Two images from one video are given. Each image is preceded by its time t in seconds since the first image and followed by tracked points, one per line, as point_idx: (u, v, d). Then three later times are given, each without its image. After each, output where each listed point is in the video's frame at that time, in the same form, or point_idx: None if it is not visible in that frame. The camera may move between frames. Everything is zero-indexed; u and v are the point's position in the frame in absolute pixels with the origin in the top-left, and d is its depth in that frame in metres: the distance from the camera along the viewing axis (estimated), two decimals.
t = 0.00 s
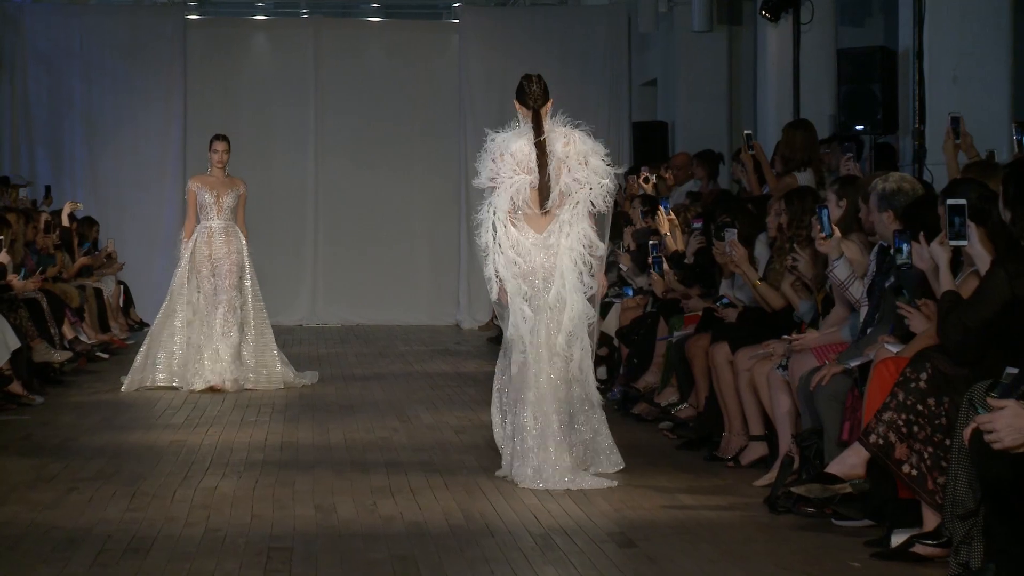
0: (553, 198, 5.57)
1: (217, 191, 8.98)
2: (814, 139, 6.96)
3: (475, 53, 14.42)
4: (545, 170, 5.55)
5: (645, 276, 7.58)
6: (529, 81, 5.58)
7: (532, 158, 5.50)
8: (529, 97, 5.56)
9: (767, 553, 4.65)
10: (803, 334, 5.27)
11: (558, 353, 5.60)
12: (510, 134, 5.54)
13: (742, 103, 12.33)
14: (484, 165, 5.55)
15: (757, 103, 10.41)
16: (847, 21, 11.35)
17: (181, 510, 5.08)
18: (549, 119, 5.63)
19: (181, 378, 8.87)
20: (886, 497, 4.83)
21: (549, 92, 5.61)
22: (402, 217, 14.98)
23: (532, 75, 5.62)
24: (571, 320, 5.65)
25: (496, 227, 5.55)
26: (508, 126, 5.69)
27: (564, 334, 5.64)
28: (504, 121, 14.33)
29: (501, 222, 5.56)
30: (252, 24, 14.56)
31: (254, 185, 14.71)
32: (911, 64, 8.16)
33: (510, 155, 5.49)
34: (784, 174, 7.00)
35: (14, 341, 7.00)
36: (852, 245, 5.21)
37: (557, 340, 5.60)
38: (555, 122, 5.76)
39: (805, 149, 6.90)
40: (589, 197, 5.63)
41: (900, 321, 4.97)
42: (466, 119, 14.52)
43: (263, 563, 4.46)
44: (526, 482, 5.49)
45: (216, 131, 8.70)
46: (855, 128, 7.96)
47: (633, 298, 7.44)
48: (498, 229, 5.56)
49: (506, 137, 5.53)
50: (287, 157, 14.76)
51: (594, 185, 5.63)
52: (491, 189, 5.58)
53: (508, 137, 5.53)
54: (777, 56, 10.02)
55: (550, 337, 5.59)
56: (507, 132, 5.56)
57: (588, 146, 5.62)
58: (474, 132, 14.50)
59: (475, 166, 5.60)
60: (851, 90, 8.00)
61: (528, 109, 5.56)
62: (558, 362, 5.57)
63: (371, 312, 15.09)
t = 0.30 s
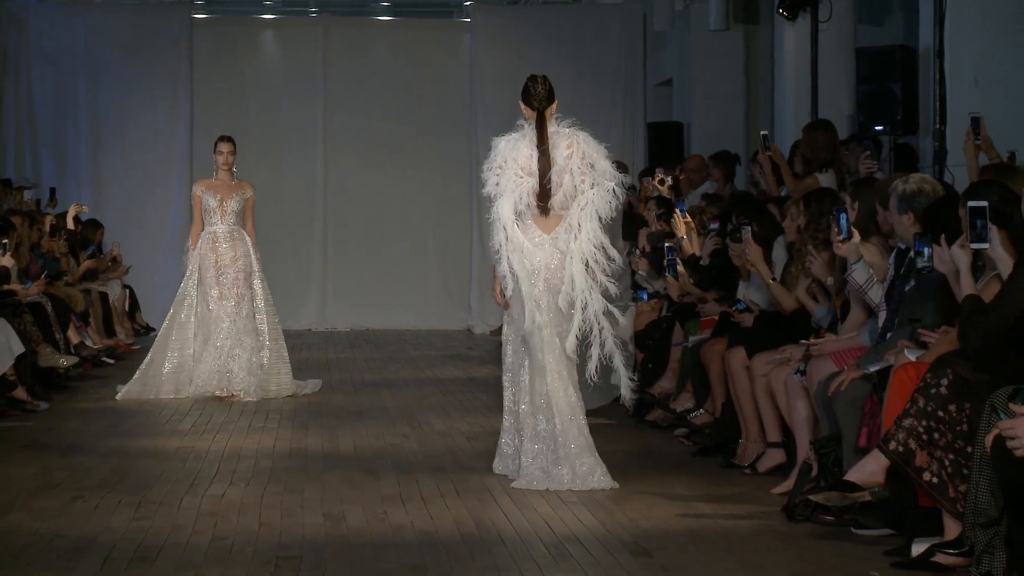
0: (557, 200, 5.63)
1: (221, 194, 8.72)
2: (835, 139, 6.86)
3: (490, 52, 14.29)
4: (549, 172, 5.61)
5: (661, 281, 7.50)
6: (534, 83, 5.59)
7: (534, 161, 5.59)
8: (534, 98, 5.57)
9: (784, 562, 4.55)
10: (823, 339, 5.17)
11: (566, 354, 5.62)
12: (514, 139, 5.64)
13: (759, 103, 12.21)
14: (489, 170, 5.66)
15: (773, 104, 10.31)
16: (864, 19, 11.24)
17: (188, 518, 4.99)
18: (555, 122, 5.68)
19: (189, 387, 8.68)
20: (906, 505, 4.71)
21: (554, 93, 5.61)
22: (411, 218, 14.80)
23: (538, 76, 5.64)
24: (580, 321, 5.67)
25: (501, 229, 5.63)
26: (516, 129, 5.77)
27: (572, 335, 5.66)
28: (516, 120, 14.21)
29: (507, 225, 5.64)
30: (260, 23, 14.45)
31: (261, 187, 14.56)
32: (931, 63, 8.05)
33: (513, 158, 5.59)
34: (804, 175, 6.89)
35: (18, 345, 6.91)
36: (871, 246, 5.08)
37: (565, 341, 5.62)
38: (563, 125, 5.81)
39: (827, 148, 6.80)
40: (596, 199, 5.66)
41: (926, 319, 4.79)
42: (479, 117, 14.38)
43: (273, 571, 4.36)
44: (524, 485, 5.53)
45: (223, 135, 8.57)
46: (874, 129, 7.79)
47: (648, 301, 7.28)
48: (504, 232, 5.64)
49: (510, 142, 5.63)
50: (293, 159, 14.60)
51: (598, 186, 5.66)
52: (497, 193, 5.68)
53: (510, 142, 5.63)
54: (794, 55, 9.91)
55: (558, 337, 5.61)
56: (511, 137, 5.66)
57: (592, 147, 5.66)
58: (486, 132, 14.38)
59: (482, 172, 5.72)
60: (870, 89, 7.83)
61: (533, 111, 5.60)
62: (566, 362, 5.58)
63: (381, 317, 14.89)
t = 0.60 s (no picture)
0: (558, 208, 5.66)
1: (227, 196, 8.57)
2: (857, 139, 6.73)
3: (501, 47, 14.20)
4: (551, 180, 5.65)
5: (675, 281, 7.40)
6: (544, 92, 5.73)
7: (537, 168, 5.65)
8: (543, 107, 5.70)
9: (802, 569, 4.44)
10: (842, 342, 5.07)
11: (560, 363, 5.63)
12: (518, 145, 5.69)
13: (775, 101, 12.06)
14: (492, 175, 5.71)
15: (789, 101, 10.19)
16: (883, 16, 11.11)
17: (193, 524, 4.89)
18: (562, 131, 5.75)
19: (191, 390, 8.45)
20: (926, 510, 4.59)
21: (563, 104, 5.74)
22: (418, 214, 14.65)
23: (548, 87, 5.75)
24: (577, 330, 5.67)
25: (501, 236, 5.65)
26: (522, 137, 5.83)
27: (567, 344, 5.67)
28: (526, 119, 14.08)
29: (508, 232, 5.67)
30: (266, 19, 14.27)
31: (266, 188, 14.40)
32: (951, 59, 7.92)
33: (516, 164, 5.65)
34: (825, 173, 6.80)
35: (21, 348, 6.81)
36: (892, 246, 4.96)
37: (559, 347, 5.64)
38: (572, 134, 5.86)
39: (848, 146, 6.67)
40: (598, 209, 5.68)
41: (943, 323, 4.65)
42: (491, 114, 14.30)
43: None
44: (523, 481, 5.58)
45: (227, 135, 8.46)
46: (893, 127, 7.55)
47: (663, 302, 7.29)
48: (504, 238, 5.67)
49: (514, 149, 5.68)
50: (299, 158, 14.45)
51: (601, 196, 5.68)
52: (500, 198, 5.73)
53: (515, 148, 5.68)
54: (812, 51, 9.75)
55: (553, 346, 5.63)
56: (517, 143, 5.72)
57: (597, 158, 5.68)
58: (497, 130, 14.27)
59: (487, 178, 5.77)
60: (888, 87, 7.65)
61: (541, 120, 5.70)
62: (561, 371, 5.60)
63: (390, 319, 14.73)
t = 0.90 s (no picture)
0: (564, 195, 5.65)
1: (226, 185, 8.15)
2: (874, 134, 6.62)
3: (505, 41, 14.15)
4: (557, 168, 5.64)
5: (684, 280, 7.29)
6: (546, 78, 5.66)
7: (545, 155, 5.61)
8: (544, 95, 5.63)
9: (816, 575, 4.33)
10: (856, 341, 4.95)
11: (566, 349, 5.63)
12: (524, 133, 5.65)
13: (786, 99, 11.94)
14: (499, 161, 5.66)
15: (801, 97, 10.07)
16: (897, 11, 10.98)
17: (192, 528, 4.79)
18: (564, 118, 5.73)
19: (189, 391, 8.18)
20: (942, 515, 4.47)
21: (565, 91, 5.69)
22: (419, 216, 14.50)
23: (549, 74, 5.71)
24: (581, 317, 5.68)
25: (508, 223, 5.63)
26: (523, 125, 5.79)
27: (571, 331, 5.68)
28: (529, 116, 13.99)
29: (514, 219, 5.66)
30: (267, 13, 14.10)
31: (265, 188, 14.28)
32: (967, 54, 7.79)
33: (524, 152, 5.61)
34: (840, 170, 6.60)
35: (16, 348, 6.71)
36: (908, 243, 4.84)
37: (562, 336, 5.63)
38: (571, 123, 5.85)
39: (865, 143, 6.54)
40: (602, 196, 5.69)
41: (960, 323, 4.58)
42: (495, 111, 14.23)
43: None
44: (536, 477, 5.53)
45: (227, 123, 8.14)
46: (908, 123, 7.44)
47: (673, 302, 7.20)
48: (510, 226, 5.65)
49: (521, 136, 5.64)
50: (300, 157, 14.31)
51: (606, 184, 5.70)
52: (506, 186, 5.70)
53: (522, 136, 5.64)
54: (824, 46, 9.62)
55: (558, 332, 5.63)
56: (522, 130, 5.67)
57: (601, 147, 5.70)
58: (501, 128, 14.18)
59: (490, 164, 5.73)
60: (903, 82, 7.50)
61: (544, 107, 5.65)
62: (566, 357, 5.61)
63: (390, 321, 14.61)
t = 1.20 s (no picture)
0: (566, 202, 5.54)
1: (223, 188, 7.87)
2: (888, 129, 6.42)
3: (508, 37, 13.62)
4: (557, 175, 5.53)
5: (692, 281, 7.14)
6: (543, 85, 5.56)
7: (545, 163, 5.50)
8: (542, 101, 5.53)
9: None
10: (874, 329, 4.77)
11: (571, 358, 5.56)
12: (523, 140, 5.53)
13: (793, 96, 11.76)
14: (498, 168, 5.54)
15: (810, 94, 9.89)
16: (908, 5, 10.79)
17: (185, 536, 4.65)
18: (562, 124, 5.61)
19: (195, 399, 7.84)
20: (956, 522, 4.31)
21: (562, 96, 5.58)
22: (419, 213, 14.12)
23: (545, 79, 5.60)
24: (586, 324, 5.60)
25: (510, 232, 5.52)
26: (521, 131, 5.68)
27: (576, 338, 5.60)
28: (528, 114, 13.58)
29: (516, 228, 5.55)
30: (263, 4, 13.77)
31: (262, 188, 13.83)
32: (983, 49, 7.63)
33: (523, 159, 5.49)
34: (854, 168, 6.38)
35: (2, 352, 6.56)
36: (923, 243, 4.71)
37: (568, 343, 5.57)
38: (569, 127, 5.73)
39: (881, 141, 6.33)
40: (605, 202, 5.58)
41: (977, 324, 4.43)
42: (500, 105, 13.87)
43: None
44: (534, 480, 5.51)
45: (226, 123, 7.83)
46: (922, 118, 7.29)
47: (680, 302, 7.10)
48: (512, 235, 5.54)
49: (519, 145, 5.52)
50: (300, 153, 13.92)
51: (607, 190, 5.59)
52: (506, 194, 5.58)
53: (520, 144, 5.52)
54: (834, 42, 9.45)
55: (563, 341, 5.56)
56: (520, 137, 5.55)
57: (601, 152, 5.59)
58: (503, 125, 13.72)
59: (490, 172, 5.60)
60: (917, 76, 7.34)
61: (541, 114, 5.53)
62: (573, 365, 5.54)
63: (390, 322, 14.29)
